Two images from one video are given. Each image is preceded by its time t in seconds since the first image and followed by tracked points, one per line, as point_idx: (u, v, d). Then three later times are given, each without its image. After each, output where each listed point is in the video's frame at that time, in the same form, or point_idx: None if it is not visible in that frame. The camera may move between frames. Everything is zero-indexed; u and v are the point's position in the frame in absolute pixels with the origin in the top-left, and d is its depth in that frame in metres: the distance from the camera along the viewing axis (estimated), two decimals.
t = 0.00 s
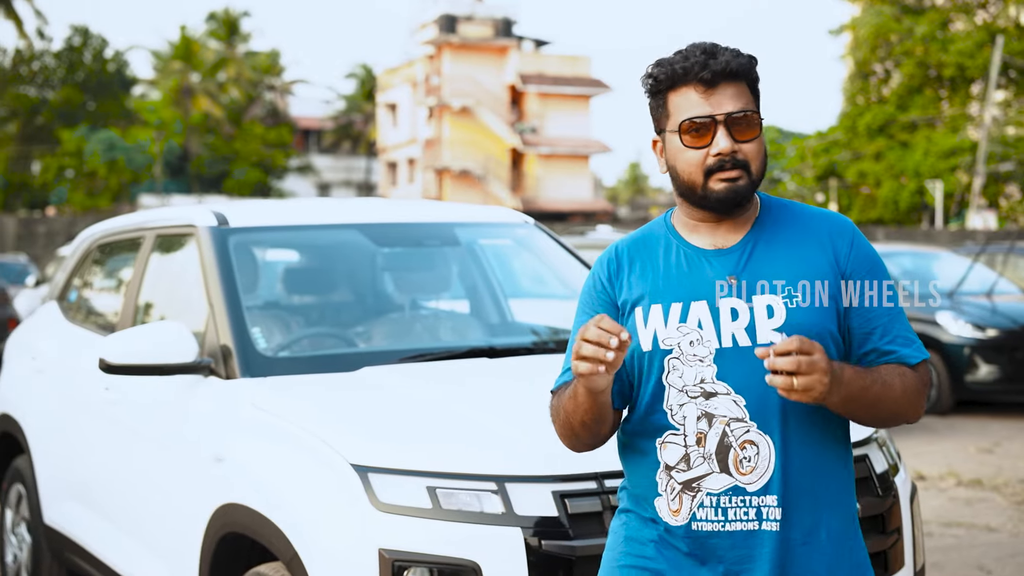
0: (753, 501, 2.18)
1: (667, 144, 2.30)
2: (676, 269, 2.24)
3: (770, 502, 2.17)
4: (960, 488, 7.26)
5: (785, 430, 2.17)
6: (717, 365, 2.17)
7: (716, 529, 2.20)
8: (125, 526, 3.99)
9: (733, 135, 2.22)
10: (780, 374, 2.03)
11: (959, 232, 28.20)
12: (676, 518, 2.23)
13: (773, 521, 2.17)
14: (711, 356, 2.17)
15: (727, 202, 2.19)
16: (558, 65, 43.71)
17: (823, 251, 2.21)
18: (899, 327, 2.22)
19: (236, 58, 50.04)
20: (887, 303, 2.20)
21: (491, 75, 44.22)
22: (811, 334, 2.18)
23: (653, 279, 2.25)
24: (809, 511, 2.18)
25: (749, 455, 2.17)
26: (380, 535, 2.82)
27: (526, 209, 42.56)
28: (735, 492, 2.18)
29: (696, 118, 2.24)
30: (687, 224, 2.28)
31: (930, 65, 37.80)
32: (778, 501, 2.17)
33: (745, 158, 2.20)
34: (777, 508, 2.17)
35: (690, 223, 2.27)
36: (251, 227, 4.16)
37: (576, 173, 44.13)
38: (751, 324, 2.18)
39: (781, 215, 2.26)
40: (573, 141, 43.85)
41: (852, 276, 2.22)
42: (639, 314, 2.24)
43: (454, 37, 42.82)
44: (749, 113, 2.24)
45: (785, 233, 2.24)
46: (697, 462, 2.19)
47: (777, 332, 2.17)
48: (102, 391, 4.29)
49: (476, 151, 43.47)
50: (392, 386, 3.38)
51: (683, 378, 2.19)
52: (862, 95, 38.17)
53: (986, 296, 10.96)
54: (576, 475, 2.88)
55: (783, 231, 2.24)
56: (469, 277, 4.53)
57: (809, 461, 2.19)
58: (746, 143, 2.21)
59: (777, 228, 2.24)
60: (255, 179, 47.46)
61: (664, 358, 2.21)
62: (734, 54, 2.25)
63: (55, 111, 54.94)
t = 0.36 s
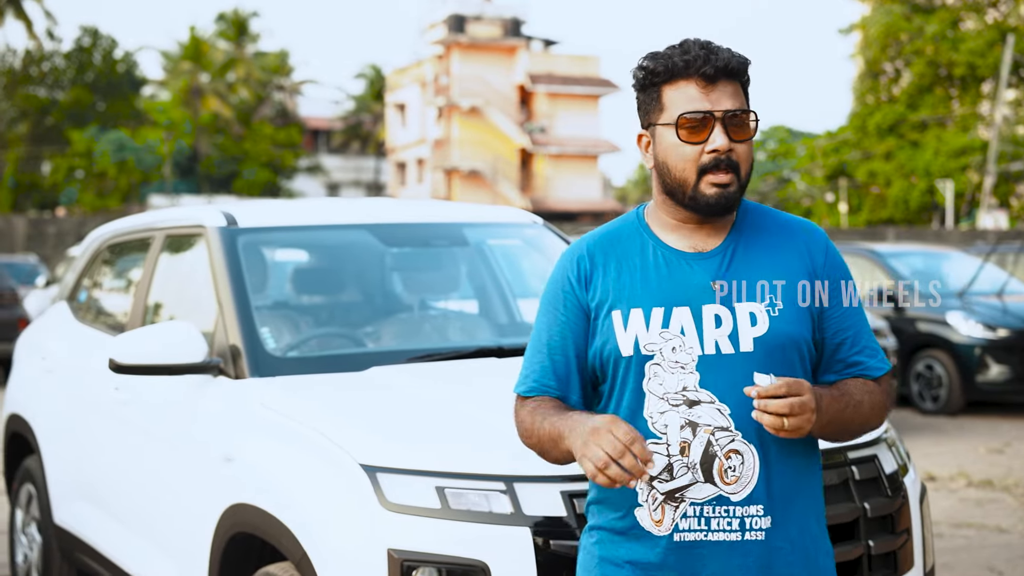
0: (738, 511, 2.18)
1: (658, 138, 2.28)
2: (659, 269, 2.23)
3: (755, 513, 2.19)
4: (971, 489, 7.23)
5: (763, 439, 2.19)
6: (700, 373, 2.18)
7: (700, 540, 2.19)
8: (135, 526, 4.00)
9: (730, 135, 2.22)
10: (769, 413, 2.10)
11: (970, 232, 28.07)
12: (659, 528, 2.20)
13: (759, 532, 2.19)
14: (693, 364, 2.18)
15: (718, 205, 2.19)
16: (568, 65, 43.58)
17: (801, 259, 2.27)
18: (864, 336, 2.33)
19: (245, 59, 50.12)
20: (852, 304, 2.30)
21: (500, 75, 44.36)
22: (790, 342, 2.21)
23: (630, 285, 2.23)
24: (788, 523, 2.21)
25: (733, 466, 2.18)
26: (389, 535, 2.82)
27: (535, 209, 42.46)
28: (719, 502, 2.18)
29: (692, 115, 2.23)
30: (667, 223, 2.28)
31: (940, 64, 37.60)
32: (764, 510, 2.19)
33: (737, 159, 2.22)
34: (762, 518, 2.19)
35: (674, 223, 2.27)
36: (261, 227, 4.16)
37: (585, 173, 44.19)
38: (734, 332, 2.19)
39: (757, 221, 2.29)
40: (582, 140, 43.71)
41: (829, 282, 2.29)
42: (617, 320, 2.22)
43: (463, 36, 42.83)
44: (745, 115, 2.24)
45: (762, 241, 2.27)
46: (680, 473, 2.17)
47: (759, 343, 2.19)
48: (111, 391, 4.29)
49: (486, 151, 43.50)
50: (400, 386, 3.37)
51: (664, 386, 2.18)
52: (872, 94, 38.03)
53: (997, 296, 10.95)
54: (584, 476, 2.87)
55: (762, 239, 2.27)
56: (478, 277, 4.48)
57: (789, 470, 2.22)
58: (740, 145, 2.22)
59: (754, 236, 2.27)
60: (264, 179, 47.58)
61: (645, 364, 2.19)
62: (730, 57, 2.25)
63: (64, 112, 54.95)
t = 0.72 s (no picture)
0: (689, 510, 2.19)
1: (614, 133, 2.27)
2: (618, 264, 2.21)
3: (705, 510, 2.20)
4: (983, 489, 7.21)
5: (719, 439, 2.21)
6: (659, 369, 2.16)
7: (652, 539, 2.18)
8: (146, 527, 4.00)
9: (687, 131, 2.22)
10: (708, 395, 2.08)
11: (982, 231, 27.99)
12: (610, 526, 2.18)
13: (707, 530, 2.20)
14: (653, 359, 2.16)
15: (673, 199, 2.19)
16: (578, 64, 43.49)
17: (756, 258, 2.28)
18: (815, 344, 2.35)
19: (256, 59, 50.29)
20: (805, 307, 2.34)
21: (511, 74, 44.40)
22: (739, 344, 2.22)
23: (587, 281, 2.21)
24: (736, 523, 2.23)
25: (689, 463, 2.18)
26: (399, 535, 2.81)
27: (546, 210, 42.49)
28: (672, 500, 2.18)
29: (648, 110, 2.22)
30: (622, 222, 2.27)
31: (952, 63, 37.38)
32: (713, 506, 2.20)
33: (694, 155, 2.22)
34: (712, 515, 2.20)
35: (631, 222, 2.26)
36: (270, 227, 4.17)
37: (596, 172, 44.16)
38: (693, 329, 2.19)
39: (709, 223, 2.30)
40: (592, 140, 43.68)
41: (779, 284, 2.32)
42: (576, 315, 2.19)
43: (473, 36, 42.88)
44: (702, 112, 2.25)
45: (717, 239, 2.28)
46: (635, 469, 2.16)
47: (714, 341, 2.19)
48: (123, 391, 4.31)
49: (496, 150, 43.51)
50: (411, 385, 3.37)
51: (622, 381, 2.17)
52: (883, 94, 37.93)
53: (1008, 297, 10.93)
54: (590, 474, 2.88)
55: (716, 240, 2.27)
56: (488, 276, 4.42)
57: (741, 466, 2.24)
58: (697, 141, 2.22)
59: (710, 234, 2.28)
60: (275, 179, 47.58)
61: (606, 359, 2.17)
62: (683, 56, 2.26)
63: (76, 112, 55.04)
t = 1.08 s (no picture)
0: (714, 498, 2.17)
1: (610, 126, 2.28)
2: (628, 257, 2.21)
3: (729, 499, 2.18)
4: (997, 489, 7.18)
5: (737, 426, 2.20)
6: (675, 359, 2.16)
7: (678, 530, 2.15)
8: (158, 526, 4.01)
9: (683, 119, 2.23)
10: (737, 390, 2.10)
11: (997, 231, 27.84)
12: (637, 520, 2.15)
13: (731, 519, 2.19)
14: (666, 351, 2.17)
15: (670, 187, 2.19)
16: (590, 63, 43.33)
17: (758, 251, 2.29)
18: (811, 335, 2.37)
19: (269, 59, 50.28)
20: (804, 304, 2.36)
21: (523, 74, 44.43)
22: (750, 335, 2.22)
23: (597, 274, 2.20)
24: (759, 514, 2.22)
25: (711, 452, 2.18)
26: (411, 534, 2.81)
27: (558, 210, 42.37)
28: (697, 489, 2.17)
29: (643, 99, 2.23)
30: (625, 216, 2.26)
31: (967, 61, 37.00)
32: (738, 497, 2.19)
33: (691, 144, 2.22)
34: (735, 504, 2.19)
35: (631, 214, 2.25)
36: (282, 226, 4.18)
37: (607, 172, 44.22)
38: (706, 318, 2.19)
39: (709, 216, 2.30)
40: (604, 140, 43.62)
41: (783, 281, 2.33)
42: (586, 307, 2.17)
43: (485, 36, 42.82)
44: (698, 103, 2.26)
45: (717, 232, 2.29)
46: (659, 460, 2.15)
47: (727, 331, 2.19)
48: (136, 390, 4.31)
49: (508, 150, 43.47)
50: (423, 385, 3.37)
51: (640, 372, 2.16)
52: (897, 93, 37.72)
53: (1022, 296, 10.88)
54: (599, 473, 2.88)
55: (716, 232, 2.28)
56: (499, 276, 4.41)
57: (759, 452, 2.23)
58: (693, 130, 2.23)
59: (713, 228, 2.28)
60: (288, 179, 47.58)
61: (621, 351, 2.16)
62: (676, 51, 2.28)
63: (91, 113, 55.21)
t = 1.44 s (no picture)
0: (767, 503, 2.18)
1: (624, 134, 2.28)
2: (663, 264, 2.19)
3: (781, 502, 2.19)
4: (1011, 490, 7.15)
5: (785, 432, 2.20)
6: (718, 366, 2.15)
7: (733, 536, 2.15)
8: (171, 523, 4.02)
9: (686, 121, 2.22)
10: (772, 404, 2.09)
11: (1012, 230, 27.68)
12: (689, 529, 2.15)
13: (785, 521, 2.19)
14: (711, 358, 2.14)
15: (678, 191, 2.19)
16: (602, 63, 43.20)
17: (788, 252, 2.29)
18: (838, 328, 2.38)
19: (281, 59, 50.32)
20: (833, 301, 2.36)
21: (535, 74, 44.38)
22: (784, 336, 2.22)
23: (632, 284, 2.18)
24: (804, 515, 2.23)
25: (760, 457, 2.17)
26: (422, 533, 2.81)
27: (571, 209, 42.33)
28: (750, 496, 2.16)
29: (651, 106, 2.23)
30: (654, 222, 2.25)
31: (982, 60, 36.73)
32: (787, 498, 2.19)
33: (698, 147, 2.21)
34: (788, 508, 2.20)
35: (658, 220, 2.24)
36: (294, 227, 4.18)
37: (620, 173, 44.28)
38: (747, 323, 2.18)
39: (737, 213, 2.30)
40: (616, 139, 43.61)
41: (813, 283, 2.33)
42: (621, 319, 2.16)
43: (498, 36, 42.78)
44: (705, 102, 2.23)
45: (748, 229, 2.29)
46: (710, 468, 2.14)
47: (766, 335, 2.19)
48: (148, 390, 4.32)
49: (521, 150, 43.43)
50: (433, 384, 3.37)
51: (685, 383, 2.13)
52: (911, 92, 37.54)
53: None
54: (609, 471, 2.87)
55: (747, 230, 2.28)
56: (511, 275, 4.42)
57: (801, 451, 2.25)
58: (699, 131, 2.22)
59: (741, 225, 2.29)
60: (301, 179, 47.67)
61: (664, 363, 2.14)
62: (697, 46, 2.25)
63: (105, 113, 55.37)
